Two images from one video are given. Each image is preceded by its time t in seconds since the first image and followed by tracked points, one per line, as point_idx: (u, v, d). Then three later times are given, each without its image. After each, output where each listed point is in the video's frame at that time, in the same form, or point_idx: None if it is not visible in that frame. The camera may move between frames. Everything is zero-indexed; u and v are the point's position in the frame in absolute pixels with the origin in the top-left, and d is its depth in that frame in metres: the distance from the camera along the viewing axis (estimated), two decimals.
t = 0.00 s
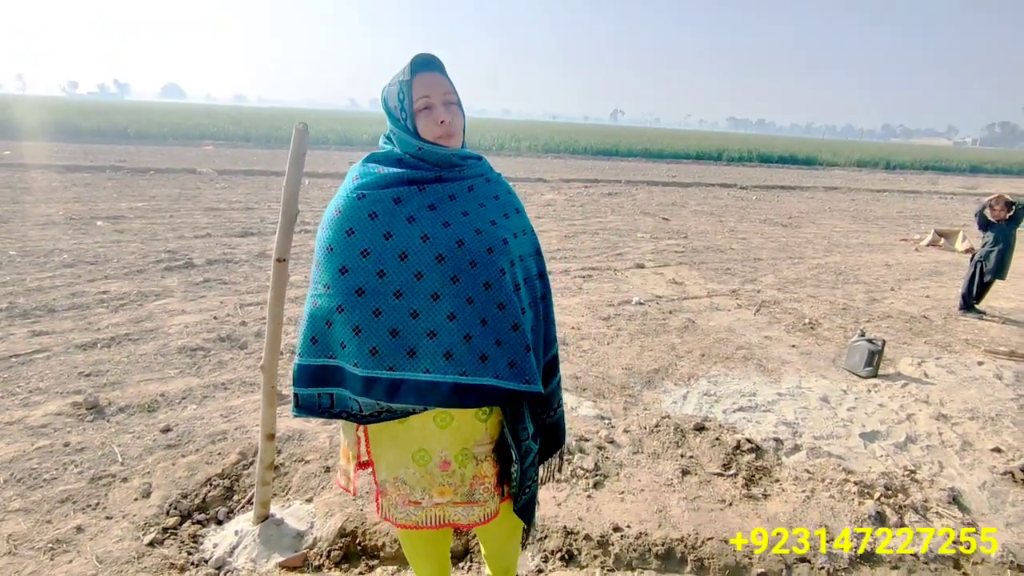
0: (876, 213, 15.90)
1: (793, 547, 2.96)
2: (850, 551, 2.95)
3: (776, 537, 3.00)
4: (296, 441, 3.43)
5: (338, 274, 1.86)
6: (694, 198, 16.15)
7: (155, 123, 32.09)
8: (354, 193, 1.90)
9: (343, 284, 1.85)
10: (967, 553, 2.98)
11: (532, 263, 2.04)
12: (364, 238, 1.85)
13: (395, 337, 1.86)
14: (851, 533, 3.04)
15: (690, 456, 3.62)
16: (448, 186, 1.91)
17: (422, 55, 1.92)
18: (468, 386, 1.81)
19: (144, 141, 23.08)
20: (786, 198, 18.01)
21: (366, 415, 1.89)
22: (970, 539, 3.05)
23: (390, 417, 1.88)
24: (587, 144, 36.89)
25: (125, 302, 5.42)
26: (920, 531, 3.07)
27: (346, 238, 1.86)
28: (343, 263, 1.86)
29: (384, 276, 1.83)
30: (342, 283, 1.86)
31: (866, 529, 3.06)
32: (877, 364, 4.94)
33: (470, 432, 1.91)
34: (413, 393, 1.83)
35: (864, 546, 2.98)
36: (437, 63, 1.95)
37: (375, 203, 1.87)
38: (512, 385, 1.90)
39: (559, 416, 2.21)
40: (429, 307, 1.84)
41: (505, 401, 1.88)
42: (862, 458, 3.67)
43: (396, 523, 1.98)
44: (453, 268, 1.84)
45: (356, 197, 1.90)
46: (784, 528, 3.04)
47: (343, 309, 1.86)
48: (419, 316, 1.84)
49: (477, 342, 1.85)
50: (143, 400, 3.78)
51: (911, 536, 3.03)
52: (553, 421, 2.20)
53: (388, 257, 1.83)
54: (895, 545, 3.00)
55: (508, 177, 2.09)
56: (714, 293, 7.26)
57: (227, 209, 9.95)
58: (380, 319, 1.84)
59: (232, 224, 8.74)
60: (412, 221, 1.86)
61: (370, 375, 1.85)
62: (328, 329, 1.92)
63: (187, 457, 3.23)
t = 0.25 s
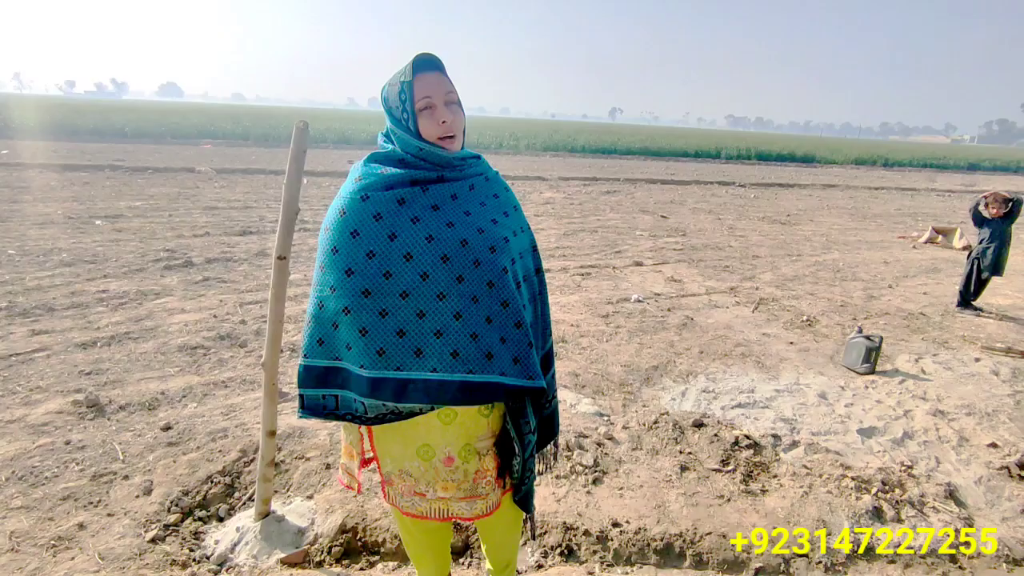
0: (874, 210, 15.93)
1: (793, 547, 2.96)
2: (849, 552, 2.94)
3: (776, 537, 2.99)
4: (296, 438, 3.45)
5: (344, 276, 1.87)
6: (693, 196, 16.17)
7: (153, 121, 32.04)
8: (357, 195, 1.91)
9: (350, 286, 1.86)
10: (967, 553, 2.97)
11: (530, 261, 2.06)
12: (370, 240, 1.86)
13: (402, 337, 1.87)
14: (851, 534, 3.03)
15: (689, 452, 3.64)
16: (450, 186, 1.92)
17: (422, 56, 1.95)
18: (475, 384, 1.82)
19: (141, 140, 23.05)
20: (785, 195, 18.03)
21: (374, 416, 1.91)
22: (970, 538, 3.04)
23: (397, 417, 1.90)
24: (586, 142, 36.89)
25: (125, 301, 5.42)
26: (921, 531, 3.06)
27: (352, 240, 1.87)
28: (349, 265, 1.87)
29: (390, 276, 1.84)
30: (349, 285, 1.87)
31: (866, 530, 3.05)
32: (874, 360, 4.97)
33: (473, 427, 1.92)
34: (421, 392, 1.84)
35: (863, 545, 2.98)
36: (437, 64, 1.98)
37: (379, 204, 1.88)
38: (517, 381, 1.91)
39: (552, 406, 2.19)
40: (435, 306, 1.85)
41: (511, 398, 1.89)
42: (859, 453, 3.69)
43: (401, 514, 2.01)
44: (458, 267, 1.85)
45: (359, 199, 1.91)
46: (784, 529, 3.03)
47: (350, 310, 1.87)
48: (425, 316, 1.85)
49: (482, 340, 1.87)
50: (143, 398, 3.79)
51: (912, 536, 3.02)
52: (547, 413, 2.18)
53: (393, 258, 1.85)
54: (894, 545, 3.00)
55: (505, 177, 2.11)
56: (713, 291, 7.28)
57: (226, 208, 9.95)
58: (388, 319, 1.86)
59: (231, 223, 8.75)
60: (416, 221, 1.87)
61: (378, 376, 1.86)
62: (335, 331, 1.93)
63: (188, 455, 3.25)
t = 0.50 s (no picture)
0: (874, 208, 15.94)
1: (793, 547, 2.95)
2: (849, 552, 2.94)
3: (776, 537, 2.99)
4: (298, 436, 3.46)
5: (342, 269, 1.88)
6: (693, 194, 16.17)
7: (152, 120, 32.06)
8: (359, 189, 1.92)
9: (348, 279, 1.87)
10: (967, 553, 2.97)
11: (530, 262, 2.08)
12: (370, 234, 1.88)
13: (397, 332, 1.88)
14: (850, 533, 3.03)
15: (689, 449, 3.65)
16: (452, 184, 1.94)
17: (425, 55, 1.96)
18: (468, 382, 1.83)
19: (141, 140, 23.05)
20: (784, 193, 18.03)
21: (368, 408, 1.92)
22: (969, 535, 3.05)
23: (390, 411, 1.92)
24: (586, 140, 36.87)
25: (126, 300, 5.44)
26: (921, 531, 3.05)
27: (351, 233, 1.89)
28: (348, 258, 1.89)
29: (388, 272, 1.86)
30: (347, 278, 1.88)
31: (866, 529, 3.05)
32: (873, 357, 4.98)
33: (467, 426, 1.93)
34: (414, 387, 1.86)
35: (863, 545, 2.97)
36: (440, 63, 1.99)
37: (380, 200, 1.89)
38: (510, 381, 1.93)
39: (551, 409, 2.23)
40: (432, 303, 1.87)
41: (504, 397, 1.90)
42: (858, 450, 3.71)
43: (395, 509, 2.02)
44: (457, 265, 1.86)
45: (361, 194, 1.92)
46: (784, 528, 3.03)
47: (347, 303, 1.89)
48: (421, 312, 1.86)
49: (477, 339, 1.88)
50: (145, 396, 3.81)
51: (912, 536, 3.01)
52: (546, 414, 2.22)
53: (392, 253, 1.86)
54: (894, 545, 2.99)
55: (509, 178, 2.14)
56: (712, 289, 7.29)
57: (227, 207, 9.97)
58: (384, 314, 1.87)
59: (231, 222, 8.76)
60: (416, 218, 1.88)
61: (373, 369, 1.88)
62: (333, 323, 1.94)
63: (190, 453, 3.27)
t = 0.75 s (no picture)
0: (874, 206, 15.93)
1: (793, 547, 2.96)
2: (849, 552, 2.95)
3: (776, 537, 2.99)
4: (300, 437, 3.48)
5: (338, 264, 1.92)
6: (694, 194, 16.17)
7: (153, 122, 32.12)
8: (360, 187, 1.96)
9: (343, 274, 1.90)
10: (968, 553, 2.97)
11: (533, 268, 2.06)
12: (366, 232, 1.91)
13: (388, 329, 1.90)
14: (851, 533, 3.03)
15: (690, 448, 3.66)
16: (452, 186, 1.95)
17: (430, 58, 1.97)
18: (451, 383, 1.82)
19: (142, 141, 23.10)
20: (785, 192, 18.03)
21: (357, 402, 1.94)
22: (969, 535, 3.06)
23: (379, 407, 1.92)
24: (586, 140, 36.86)
25: (128, 302, 5.45)
26: (921, 531, 3.05)
27: (349, 229, 1.92)
28: (345, 254, 1.92)
29: (382, 269, 1.88)
30: (343, 272, 1.91)
31: (866, 529, 3.05)
32: (875, 356, 4.98)
33: (457, 430, 1.94)
34: (399, 385, 1.86)
35: (863, 545, 2.98)
36: (444, 65, 1.99)
37: (379, 199, 1.93)
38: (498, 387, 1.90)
39: (559, 420, 2.27)
40: (422, 302, 1.88)
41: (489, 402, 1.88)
42: (859, 449, 3.71)
43: (386, 511, 2.05)
44: (449, 266, 1.87)
45: (362, 192, 1.96)
46: (784, 528, 3.03)
47: (342, 298, 1.92)
48: (411, 311, 1.87)
49: (465, 341, 1.87)
50: (147, 398, 3.82)
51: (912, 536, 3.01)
52: (552, 425, 2.26)
53: (387, 251, 1.89)
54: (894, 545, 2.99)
55: (519, 184, 2.14)
56: (713, 288, 7.30)
57: (228, 208, 9.98)
58: (375, 310, 1.89)
59: (233, 223, 8.78)
60: (412, 218, 1.90)
61: (362, 364, 1.90)
62: (330, 316, 1.97)
63: (193, 454, 3.28)
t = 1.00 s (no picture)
0: (875, 207, 15.92)
1: (793, 547, 2.96)
2: (849, 551, 2.95)
3: (776, 537, 3.00)
4: (299, 440, 3.48)
5: (336, 262, 1.97)
6: (694, 194, 16.16)
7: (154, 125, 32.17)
8: (364, 189, 2.01)
9: (339, 272, 1.94)
10: (968, 552, 2.98)
11: (536, 279, 2.03)
12: (364, 232, 1.95)
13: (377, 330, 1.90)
14: (851, 533, 3.04)
15: (690, 451, 3.66)
16: (451, 191, 1.96)
17: (438, 61, 1.96)
18: (427, 389, 1.79)
19: (143, 143, 23.15)
20: (786, 192, 18.02)
21: (348, 399, 1.96)
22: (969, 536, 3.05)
23: (369, 405, 1.93)
24: (587, 141, 36.88)
25: (128, 305, 5.46)
26: (921, 531, 3.06)
27: (349, 230, 1.97)
28: (344, 253, 1.97)
29: (375, 270, 1.91)
30: (340, 271, 1.95)
31: (866, 529, 3.06)
32: (875, 357, 4.98)
33: (445, 436, 1.93)
34: (379, 387, 1.85)
35: (863, 545, 2.98)
36: (453, 69, 1.98)
37: (379, 201, 1.97)
38: (478, 397, 1.85)
39: (569, 441, 2.26)
40: (410, 305, 1.87)
41: (467, 411, 1.83)
42: (859, 451, 3.71)
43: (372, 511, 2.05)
44: (438, 270, 1.87)
45: (365, 194, 2.01)
46: (784, 528, 3.04)
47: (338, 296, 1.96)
48: (398, 313, 1.87)
49: (447, 347, 1.84)
50: (147, 401, 3.82)
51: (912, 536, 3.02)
52: (559, 447, 2.25)
53: (380, 253, 1.91)
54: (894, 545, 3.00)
55: (532, 193, 2.11)
56: (713, 289, 7.29)
57: (228, 211, 9.99)
58: (365, 310, 1.90)
59: (233, 226, 8.78)
60: (407, 220, 1.92)
61: (349, 362, 1.91)
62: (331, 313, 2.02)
63: (192, 457, 3.28)
